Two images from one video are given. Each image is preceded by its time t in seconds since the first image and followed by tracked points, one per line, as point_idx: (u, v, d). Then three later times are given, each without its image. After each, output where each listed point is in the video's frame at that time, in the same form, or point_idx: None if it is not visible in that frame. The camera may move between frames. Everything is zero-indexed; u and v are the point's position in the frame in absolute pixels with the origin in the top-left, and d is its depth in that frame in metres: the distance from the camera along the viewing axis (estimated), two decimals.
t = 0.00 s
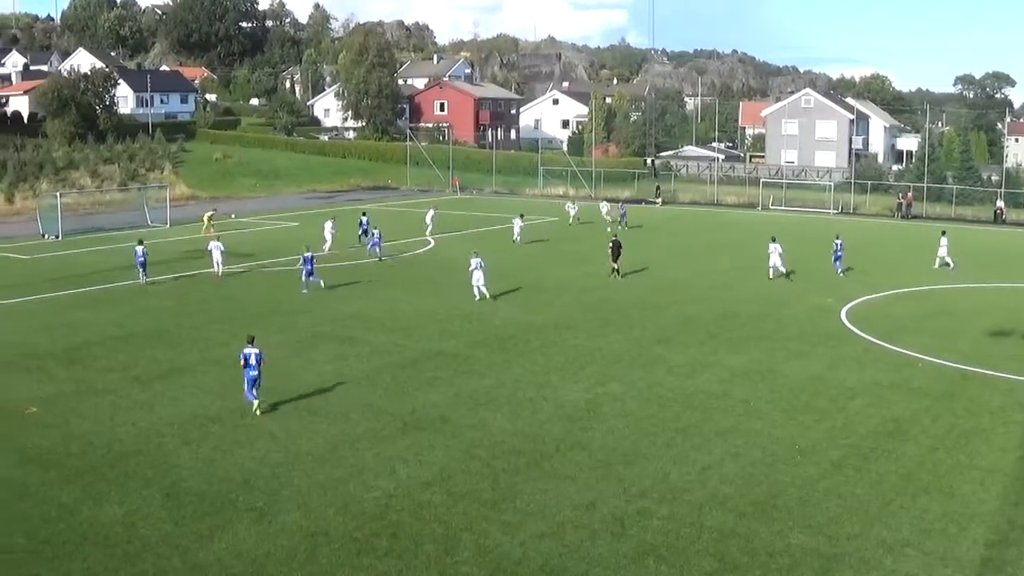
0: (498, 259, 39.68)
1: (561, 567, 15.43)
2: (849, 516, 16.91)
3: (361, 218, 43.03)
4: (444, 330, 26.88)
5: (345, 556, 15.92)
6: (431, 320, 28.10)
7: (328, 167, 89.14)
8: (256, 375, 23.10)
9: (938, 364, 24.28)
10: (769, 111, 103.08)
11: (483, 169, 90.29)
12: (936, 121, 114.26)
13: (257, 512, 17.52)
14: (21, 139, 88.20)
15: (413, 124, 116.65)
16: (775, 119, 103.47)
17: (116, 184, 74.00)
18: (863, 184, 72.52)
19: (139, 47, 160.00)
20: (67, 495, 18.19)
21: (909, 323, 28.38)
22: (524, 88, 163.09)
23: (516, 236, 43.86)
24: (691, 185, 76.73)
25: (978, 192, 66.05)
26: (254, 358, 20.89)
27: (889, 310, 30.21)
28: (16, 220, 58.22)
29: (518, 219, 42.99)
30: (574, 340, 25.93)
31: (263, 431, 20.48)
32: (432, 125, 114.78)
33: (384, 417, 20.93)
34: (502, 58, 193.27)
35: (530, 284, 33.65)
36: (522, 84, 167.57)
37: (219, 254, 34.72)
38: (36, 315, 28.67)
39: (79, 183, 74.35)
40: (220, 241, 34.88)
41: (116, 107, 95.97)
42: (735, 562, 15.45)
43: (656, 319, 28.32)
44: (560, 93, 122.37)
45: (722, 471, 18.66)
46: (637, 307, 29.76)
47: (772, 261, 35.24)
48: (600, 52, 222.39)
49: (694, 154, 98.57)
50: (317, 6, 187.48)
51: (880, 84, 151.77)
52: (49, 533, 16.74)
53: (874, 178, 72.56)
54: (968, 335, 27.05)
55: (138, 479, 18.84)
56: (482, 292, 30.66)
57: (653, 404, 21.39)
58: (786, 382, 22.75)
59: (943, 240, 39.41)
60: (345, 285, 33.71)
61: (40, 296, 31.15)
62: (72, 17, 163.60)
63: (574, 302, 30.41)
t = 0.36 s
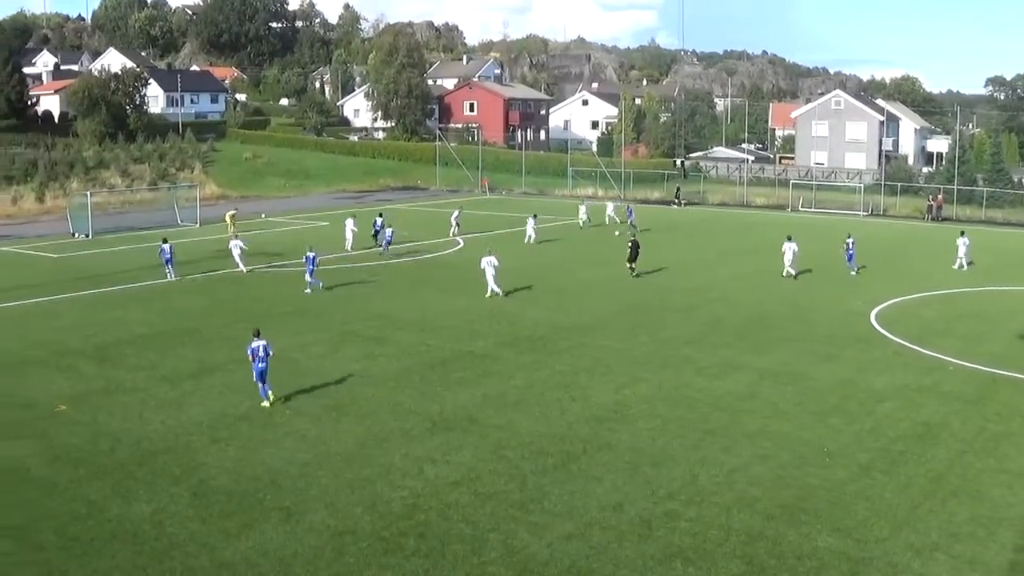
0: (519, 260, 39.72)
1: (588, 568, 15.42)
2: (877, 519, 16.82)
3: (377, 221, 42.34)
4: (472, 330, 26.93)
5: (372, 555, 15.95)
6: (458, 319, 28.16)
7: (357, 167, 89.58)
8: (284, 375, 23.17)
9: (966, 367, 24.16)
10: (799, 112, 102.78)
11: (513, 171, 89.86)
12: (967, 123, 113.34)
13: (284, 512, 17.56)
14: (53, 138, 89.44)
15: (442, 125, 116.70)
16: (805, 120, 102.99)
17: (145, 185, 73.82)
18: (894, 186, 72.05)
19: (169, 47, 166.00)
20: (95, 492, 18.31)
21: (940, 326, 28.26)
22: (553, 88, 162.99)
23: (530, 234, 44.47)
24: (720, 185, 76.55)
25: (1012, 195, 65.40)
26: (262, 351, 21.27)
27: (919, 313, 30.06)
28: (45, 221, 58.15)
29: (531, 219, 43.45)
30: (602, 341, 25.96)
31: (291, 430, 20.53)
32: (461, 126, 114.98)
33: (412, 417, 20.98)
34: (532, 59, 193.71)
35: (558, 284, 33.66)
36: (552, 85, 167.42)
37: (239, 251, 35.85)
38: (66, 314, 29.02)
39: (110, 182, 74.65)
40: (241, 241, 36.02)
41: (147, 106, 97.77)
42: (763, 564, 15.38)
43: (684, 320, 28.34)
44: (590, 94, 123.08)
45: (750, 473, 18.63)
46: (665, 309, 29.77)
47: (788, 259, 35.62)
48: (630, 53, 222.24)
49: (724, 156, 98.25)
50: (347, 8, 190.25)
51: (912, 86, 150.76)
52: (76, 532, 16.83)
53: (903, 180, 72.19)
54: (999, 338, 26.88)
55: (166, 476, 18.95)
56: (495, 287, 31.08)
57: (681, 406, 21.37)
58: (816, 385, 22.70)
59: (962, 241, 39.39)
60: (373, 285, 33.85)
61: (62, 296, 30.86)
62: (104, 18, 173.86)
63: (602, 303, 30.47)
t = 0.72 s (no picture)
0: (539, 260, 39.85)
1: (610, 569, 15.41)
2: (900, 521, 16.76)
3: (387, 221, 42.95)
4: (494, 330, 27.05)
5: (395, 555, 15.96)
6: (480, 320, 28.28)
7: (379, 167, 90.12)
8: (306, 376, 23.29)
9: (987, 369, 24.11)
10: (823, 114, 102.96)
11: (537, 171, 90.78)
12: (991, 124, 112.74)
13: (306, 512, 17.60)
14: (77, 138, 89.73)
15: (466, 125, 117.63)
16: (828, 121, 103.27)
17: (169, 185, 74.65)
18: (917, 188, 71.74)
19: (193, 47, 166.18)
20: (118, 492, 18.36)
21: (963, 328, 28.21)
22: (577, 89, 162.78)
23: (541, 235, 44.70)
24: (743, 186, 76.45)
25: None
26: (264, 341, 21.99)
27: (941, 314, 30.01)
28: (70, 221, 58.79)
29: (545, 220, 43.83)
30: (624, 342, 26.03)
31: (314, 429, 20.61)
32: (484, 126, 115.96)
33: (434, 417, 21.03)
34: (554, 62, 194.25)
35: (580, 285, 33.77)
36: (576, 86, 167.60)
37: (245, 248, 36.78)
38: (91, 315, 29.31)
39: (134, 182, 75.56)
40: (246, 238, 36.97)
41: (170, 107, 98.60)
42: (785, 567, 15.34)
43: (707, 320, 28.42)
44: (613, 95, 123.61)
45: (773, 474, 18.61)
46: (687, 310, 29.84)
47: (798, 259, 35.91)
48: (653, 55, 222.22)
49: (746, 157, 98.20)
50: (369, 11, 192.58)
51: (936, 88, 150.38)
52: (98, 530, 16.90)
53: (927, 180, 71.92)
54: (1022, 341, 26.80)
55: (188, 476, 19.00)
56: (500, 286, 31.52)
57: (704, 407, 21.39)
58: (838, 386, 22.70)
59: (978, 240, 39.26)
60: (396, 285, 34.04)
61: (85, 296, 31.10)
62: (128, 18, 178.04)
63: (624, 303, 30.55)
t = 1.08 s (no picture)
0: (574, 260, 40.16)
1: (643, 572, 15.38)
2: (937, 531, 16.64)
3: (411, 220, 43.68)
4: (530, 331, 27.23)
5: (427, 554, 16.01)
6: (516, 320, 28.49)
7: (416, 166, 90.95)
8: (341, 374, 23.52)
9: None
10: (861, 117, 102.73)
11: (574, 171, 90.15)
12: None
13: (340, 508, 17.68)
14: (116, 135, 90.60)
15: (503, 125, 117.45)
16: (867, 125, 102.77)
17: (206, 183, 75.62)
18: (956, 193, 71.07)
19: (231, 46, 171.73)
20: (153, 485, 18.55)
21: (1003, 335, 28.05)
22: (616, 91, 162.19)
23: (574, 236, 44.48)
24: (781, 189, 76.21)
25: None
26: (279, 335, 22.63)
27: (979, 321, 29.85)
28: (108, 219, 60.13)
29: (579, 220, 43.90)
30: (661, 344, 26.12)
31: (347, 426, 20.74)
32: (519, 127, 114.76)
33: (468, 417, 21.12)
34: (592, 61, 195.18)
35: (617, 286, 33.94)
36: (614, 86, 168.09)
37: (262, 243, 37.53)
38: (128, 311, 29.88)
39: (171, 178, 76.47)
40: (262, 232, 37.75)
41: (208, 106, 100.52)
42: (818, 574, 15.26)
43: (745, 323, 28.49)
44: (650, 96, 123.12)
45: (808, 480, 18.55)
46: (723, 313, 29.90)
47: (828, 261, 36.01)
48: (690, 56, 221.81)
49: (785, 160, 96.03)
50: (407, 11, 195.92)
51: (977, 92, 148.91)
52: (134, 524, 17.06)
53: (968, 185, 71.12)
54: None
55: (223, 471, 19.12)
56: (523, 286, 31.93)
57: (739, 412, 21.39)
58: (875, 393, 22.66)
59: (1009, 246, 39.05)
60: (435, 284, 34.39)
61: (91, 296, 31.48)
62: (168, 17, 184.71)
63: (658, 305, 30.65)
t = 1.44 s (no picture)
0: (710, 267, 40.49)
1: None
2: None
3: (536, 220, 45.94)
4: (660, 335, 27.81)
5: (551, 556, 16.14)
6: (646, 324, 29.17)
7: (547, 169, 91.83)
8: (473, 375, 24.13)
9: None
10: (998, 123, 97.60)
11: (706, 175, 87.93)
12: None
13: (465, 508, 17.92)
14: (257, 133, 97.01)
15: (636, 127, 117.74)
16: (1004, 131, 97.41)
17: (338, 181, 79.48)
18: None
19: (366, 45, 182.64)
20: (281, 478, 19.05)
21: None
22: (749, 95, 160.07)
23: (704, 241, 45.41)
24: (918, 196, 71.41)
25: None
26: (395, 330, 23.05)
27: None
28: (243, 215, 65.61)
29: (707, 222, 44.46)
30: (791, 352, 26.37)
31: (474, 426, 21.13)
32: (654, 129, 115.47)
33: (597, 421, 21.48)
34: (724, 65, 192.50)
35: (745, 292, 34.29)
36: (747, 91, 164.72)
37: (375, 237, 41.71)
38: (264, 302, 32.17)
39: (307, 177, 80.86)
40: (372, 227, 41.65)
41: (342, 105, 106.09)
42: None
43: (877, 333, 28.59)
44: (785, 100, 124.31)
45: (936, 494, 18.33)
46: (855, 321, 29.99)
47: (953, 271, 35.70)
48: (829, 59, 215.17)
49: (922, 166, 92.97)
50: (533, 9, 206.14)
51: None
52: (262, 516, 17.53)
53: None
54: None
55: (352, 466, 19.52)
56: (639, 286, 33.31)
57: (870, 423, 21.38)
58: (1009, 408, 22.28)
59: None
60: (568, 287, 35.29)
61: (226, 289, 33.99)
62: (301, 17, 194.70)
63: (791, 312, 30.99)
